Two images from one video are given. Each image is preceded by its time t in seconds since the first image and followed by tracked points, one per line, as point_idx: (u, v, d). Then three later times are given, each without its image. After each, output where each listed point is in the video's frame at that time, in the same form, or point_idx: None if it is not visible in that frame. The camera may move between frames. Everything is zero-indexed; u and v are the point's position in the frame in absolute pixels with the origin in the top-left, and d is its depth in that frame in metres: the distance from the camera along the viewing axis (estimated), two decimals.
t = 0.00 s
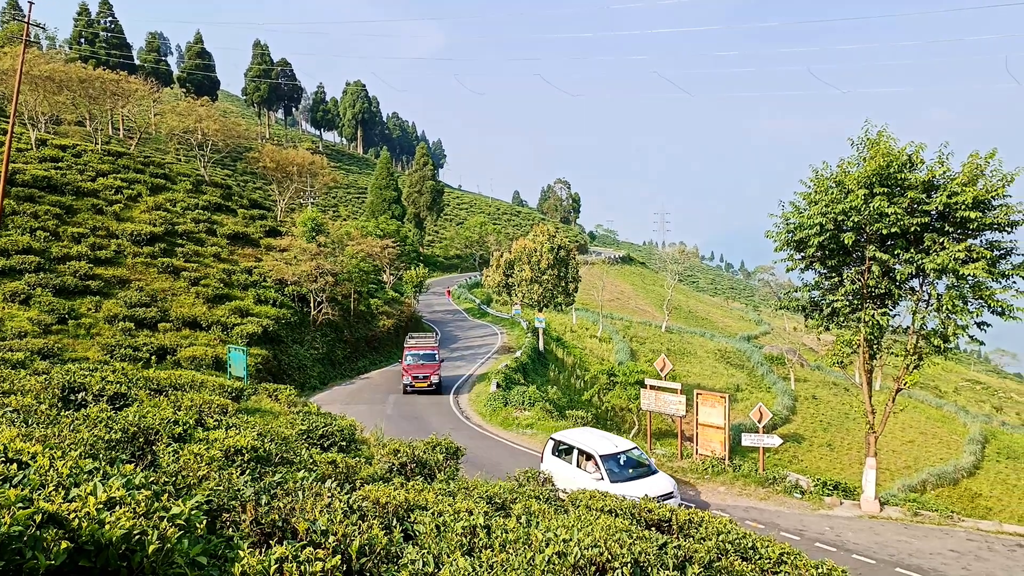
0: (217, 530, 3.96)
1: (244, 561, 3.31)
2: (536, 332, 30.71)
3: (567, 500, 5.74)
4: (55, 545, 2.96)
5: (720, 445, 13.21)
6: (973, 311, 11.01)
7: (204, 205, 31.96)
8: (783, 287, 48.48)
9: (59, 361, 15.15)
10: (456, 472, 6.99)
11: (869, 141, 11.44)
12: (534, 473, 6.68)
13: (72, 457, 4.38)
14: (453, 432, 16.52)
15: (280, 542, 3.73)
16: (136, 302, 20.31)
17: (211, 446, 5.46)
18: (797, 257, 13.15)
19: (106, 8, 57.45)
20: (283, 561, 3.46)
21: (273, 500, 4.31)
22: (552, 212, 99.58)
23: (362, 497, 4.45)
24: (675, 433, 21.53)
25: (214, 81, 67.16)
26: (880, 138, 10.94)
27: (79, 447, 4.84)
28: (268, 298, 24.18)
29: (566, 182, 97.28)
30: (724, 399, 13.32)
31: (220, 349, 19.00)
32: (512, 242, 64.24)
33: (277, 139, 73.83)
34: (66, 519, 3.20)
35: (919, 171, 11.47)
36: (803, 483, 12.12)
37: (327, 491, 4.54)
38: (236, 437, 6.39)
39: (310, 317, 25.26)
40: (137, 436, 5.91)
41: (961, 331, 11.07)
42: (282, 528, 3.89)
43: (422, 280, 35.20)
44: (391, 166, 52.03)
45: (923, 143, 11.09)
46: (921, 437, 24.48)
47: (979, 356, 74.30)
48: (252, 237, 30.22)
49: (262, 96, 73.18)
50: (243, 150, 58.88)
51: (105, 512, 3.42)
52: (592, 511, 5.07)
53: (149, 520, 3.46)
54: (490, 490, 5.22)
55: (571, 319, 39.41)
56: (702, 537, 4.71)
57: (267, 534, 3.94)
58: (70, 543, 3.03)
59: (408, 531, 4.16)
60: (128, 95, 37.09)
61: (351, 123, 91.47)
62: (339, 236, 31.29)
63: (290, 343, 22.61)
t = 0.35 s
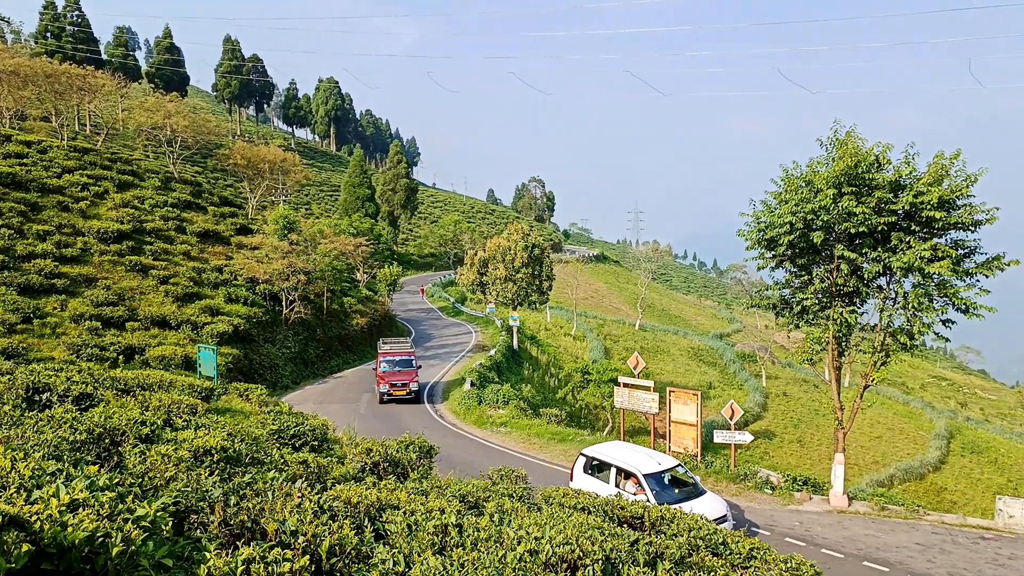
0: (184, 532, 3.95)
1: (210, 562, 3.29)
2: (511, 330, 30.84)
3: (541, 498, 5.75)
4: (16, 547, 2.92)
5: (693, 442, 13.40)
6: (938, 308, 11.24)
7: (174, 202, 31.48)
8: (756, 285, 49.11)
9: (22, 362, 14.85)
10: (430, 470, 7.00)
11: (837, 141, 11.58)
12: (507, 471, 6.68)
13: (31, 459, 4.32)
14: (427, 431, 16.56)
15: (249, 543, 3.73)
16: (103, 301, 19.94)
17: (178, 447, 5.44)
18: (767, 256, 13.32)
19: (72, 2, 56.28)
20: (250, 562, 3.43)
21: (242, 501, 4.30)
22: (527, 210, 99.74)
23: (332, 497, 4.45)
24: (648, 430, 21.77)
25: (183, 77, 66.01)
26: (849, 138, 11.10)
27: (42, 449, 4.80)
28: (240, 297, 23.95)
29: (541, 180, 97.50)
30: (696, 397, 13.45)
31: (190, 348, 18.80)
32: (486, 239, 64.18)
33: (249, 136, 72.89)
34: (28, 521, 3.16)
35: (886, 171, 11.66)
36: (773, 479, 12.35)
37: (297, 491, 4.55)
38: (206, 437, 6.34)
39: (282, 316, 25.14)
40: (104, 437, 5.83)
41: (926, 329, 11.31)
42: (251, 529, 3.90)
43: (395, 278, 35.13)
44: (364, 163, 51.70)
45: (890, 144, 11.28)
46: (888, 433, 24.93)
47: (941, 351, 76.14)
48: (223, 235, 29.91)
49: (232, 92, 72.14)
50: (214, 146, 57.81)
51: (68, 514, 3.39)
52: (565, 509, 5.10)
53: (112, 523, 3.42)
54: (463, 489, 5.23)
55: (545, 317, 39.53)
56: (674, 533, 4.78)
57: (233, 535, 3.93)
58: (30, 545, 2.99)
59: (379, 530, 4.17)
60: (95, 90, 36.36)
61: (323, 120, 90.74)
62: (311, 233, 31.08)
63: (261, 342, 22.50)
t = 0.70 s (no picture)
0: (156, 534, 3.92)
1: (181, 563, 3.27)
2: (488, 329, 30.94)
3: (518, 496, 5.78)
4: None
5: (670, 439, 13.39)
6: (909, 307, 11.43)
7: (146, 199, 31.09)
8: (733, 284, 49.60)
9: None
10: (407, 469, 7.01)
11: (812, 141, 11.72)
12: (484, 469, 6.69)
13: None
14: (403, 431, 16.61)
15: (222, 544, 3.72)
16: (74, 299, 19.65)
17: (150, 448, 5.40)
18: (743, 255, 13.44)
19: None
20: (223, 563, 3.40)
21: (215, 501, 4.27)
22: (506, 209, 100.00)
23: (308, 497, 4.45)
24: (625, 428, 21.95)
25: (156, 73, 65.13)
26: (823, 138, 11.22)
27: (8, 451, 4.74)
28: (214, 296, 23.73)
29: (519, 179, 97.78)
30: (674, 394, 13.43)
31: (163, 348, 18.61)
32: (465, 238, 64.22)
33: (224, 134, 72.13)
34: None
35: (859, 171, 11.83)
36: (748, 476, 12.53)
37: (272, 492, 4.54)
38: (179, 438, 6.27)
39: (257, 315, 25.00)
40: (75, 438, 5.74)
41: (898, 326, 11.49)
42: (225, 530, 3.89)
43: (373, 277, 35.05)
44: (341, 161, 51.42)
45: (862, 144, 11.43)
46: (861, 429, 25.28)
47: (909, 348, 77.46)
48: (197, 234, 29.66)
49: (207, 89, 71.31)
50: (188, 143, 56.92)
51: (35, 516, 3.34)
52: (541, 507, 5.14)
53: (79, 525, 3.37)
54: (440, 488, 5.24)
55: (523, 315, 39.60)
56: (649, 529, 4.85)
57: (206, 537, 3.90)
58: None
59: (355, 530, 4.16)
60: (66, 86, 35.77)
61: (300, 118, 90.11)
62: (287, 232, 30.91)
63: (236, 341, 22.38)
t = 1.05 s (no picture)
0: (124, 535, 3.89)
1: (149, 564, 3.24)
2: (464, 327, 31.00)
3: (493, 494, 5.79)
4: None
5: (643, 437, 13.56)
6: (879, 304, 11.61)
7: (115, 196, 30.56)
8: (706, 282, 50.08)
9: None
10: (381, 469, 7.01)
11: (783, 141, 11.83)
12: (459, 467, 6.71)
13: None
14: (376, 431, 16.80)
15: (191, 545, 3.71)
16: (41, 298, 19.25)
17: (119, 449, 5.35)
18: (716, 253, 13.56)
19: None
20: (191, 564, 3.37)
21: (185, 502, 4.24)
22: (481, 208, 99.95)
23: (280, 497, 4.43)
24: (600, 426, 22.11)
25: (126, 68, 63.98)
26: (795, 137, 11.33)
27: None
28: (185, 294, 23.47)
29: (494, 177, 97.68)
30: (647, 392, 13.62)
31: (132, 348, 18.36)
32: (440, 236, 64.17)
33: (194, 131, 71.13)
34: None
35: (830, 171, 11.98)
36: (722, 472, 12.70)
37: (242, 492, 4.52)
38: (148, 438, 6.21)
39: (229, 314, 24.78)
40: (40, 439, 5.65)
41: (867, 324, 11.68)
42: (195, 531, 3.87)
43: (347, 275, 34.87)
44: (315, 159, 51.01)
45: (832, 144, 11.57)
46: (832, 426, 25.65)
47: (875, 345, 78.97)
48: (168, 232, 29.29)
49: (179, 84, 70.20)
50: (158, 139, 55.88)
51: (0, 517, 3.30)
52: (516, 505, 5.16)
53: (45, 527, 3.32)
54: (414, 486, 5.24)
55: (499, 314, 39.62)
56: (624, 527, 4.91)
57: (175, 538, 3.87)
58: None
59: (327, 530, 4.15)
60: (30, 80, 34.98)
61: (273, 115, 89.17)
62: (260, 230, 30.66)
63: (209, 341, 22.21)
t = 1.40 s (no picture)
0: (90, 537, 3.84)
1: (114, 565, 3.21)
2: (439, 326, 31.03)
3: (467, 493, 5.81)
4: None
5: (617, 433, 13.66)
6: (847, 302, 11.78)
7: (80, 193, 29.96)
8: (679, 280, 50.50)
9: None
10: (354, 468, 7.00)
11: (755, 140, 11.97)
12: (433, 466, 6.71)
13: None
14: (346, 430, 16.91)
15: (160, 546, 3.68)
16: (6, 297, 18.76)
17: (85, 449, 5.29)
18: (689, 251, 13.68)
19: None
20: (156, 566, 3.34)
21: (152, 503, 4.20)
22: (455, 206, 99.85)
23: (250, 497, 4.41)
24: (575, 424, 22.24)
25: (92, 63, 62.76)
26: (766, 136, 11.46)
27: None
28: (155, 293, 23.13)
29: (468, 175, 97.68)
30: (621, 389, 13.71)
31: (100, 347, 17.94)
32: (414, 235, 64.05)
33: (162, 127, 69.93)
34: None
35: (801, 170, 12.14)
36: (694, 469, 12.87)
37: (210, 493, 4.50)
38: (117, 439, 6.14)
39: (200, 312, 24.50)
40: (2, 439, 5.56)
41: (836, 321, 11.88)
42: (162, 532, 3.85)
43: (321, 274, 34.63)
44: (288, 156, 50.54)
45: (803, 144, 11.73)
46: (803, 422, 26.02)
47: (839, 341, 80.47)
48: (136, 229, 28.86)
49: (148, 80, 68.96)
50: (126, 135, 54.86)
51: None
52: (489, 503, 5.18)
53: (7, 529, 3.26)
54: (388, 485, 5.25)
55: (474, 312, 39.59)
56: (596, 523, 4.98)
57: (142, 539, 3.83)
58: None
59: (298, 530, 4.15)
60: None
61: (244, 111, 87.98)
62: (232, 228, 30.36)
63: (179, 340, 21.98)
